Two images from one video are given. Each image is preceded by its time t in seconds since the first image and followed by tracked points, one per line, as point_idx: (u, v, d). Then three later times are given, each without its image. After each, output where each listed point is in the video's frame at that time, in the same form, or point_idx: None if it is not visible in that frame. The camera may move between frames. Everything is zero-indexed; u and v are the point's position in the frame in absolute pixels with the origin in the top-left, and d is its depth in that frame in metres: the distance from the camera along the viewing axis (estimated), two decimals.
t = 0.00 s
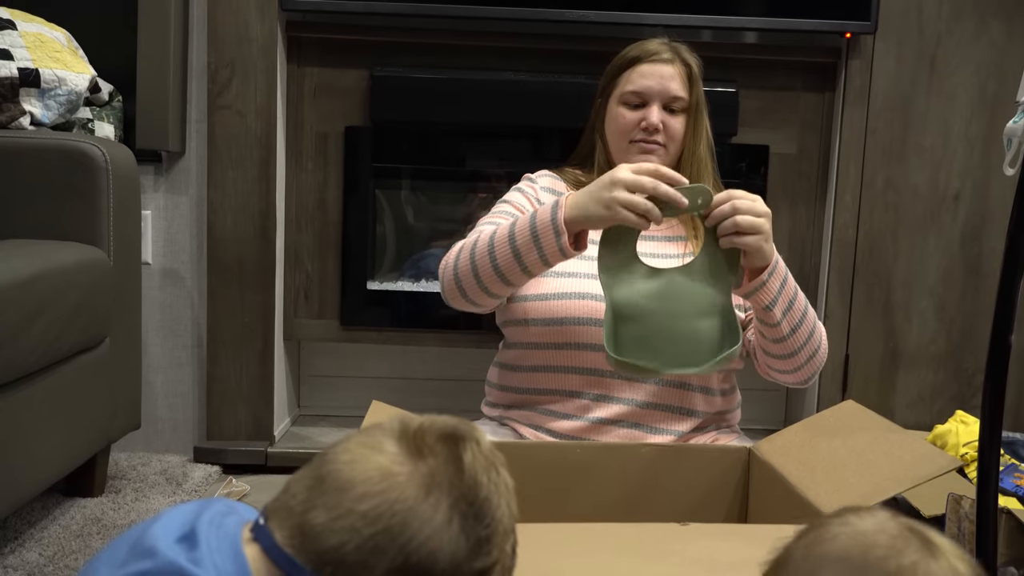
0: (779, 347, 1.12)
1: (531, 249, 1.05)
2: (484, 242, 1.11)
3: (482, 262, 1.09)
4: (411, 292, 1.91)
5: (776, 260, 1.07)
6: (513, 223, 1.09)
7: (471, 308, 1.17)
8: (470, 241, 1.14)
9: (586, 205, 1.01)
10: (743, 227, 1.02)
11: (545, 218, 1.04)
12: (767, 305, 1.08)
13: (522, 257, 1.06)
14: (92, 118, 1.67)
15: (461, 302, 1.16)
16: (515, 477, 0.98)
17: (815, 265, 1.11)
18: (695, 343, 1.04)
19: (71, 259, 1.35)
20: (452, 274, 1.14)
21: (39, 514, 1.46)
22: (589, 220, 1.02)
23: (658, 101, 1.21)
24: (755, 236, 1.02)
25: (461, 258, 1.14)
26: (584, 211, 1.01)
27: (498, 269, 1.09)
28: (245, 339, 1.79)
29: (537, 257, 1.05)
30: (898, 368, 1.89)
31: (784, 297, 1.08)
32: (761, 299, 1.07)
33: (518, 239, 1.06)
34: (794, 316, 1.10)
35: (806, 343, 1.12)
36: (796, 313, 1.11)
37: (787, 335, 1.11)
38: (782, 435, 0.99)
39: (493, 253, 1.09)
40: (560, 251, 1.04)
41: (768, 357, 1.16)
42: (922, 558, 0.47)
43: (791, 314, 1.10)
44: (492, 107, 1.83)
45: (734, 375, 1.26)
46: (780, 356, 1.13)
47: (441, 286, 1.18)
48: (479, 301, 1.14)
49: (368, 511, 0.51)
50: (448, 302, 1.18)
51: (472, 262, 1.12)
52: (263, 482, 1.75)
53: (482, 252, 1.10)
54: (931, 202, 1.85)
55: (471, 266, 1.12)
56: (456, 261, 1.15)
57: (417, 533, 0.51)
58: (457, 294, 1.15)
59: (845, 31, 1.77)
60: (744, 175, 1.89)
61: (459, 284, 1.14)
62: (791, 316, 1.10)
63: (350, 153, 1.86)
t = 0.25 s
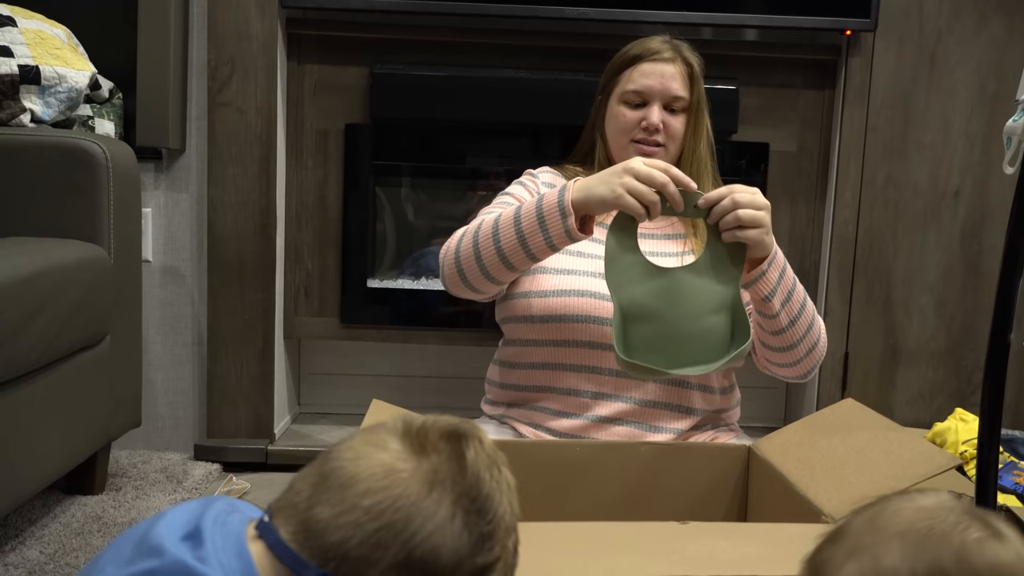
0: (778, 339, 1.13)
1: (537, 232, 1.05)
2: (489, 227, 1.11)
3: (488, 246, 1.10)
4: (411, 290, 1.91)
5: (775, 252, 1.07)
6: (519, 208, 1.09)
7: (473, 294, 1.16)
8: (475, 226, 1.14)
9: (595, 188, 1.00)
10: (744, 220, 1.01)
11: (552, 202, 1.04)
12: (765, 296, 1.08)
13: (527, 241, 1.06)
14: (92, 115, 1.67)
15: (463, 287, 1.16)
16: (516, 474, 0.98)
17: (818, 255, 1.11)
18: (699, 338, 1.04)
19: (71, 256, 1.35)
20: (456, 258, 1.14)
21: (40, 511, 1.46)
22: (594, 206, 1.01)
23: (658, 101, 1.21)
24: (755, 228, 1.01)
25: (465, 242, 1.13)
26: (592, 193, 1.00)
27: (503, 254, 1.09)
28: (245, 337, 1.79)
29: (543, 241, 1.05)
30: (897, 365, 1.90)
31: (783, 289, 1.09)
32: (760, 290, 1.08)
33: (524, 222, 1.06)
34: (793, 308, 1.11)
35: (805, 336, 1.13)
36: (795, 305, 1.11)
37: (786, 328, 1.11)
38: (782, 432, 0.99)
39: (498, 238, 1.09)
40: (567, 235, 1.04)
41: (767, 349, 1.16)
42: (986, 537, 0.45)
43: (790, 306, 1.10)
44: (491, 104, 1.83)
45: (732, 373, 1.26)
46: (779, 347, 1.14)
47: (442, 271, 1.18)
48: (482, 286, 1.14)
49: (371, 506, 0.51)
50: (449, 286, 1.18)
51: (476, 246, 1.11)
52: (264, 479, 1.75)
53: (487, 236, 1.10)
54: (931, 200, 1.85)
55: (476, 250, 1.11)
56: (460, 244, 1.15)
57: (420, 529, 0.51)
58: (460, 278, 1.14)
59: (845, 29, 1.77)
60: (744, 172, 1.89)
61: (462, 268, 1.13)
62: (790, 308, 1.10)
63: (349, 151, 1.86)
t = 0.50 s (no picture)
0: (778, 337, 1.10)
1: (543, 232, 1.06)
2: (493, 228, 1.11)
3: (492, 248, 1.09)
4: (412, 290, 1.91)
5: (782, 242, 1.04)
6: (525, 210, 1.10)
7: (472, 297, 1.16)
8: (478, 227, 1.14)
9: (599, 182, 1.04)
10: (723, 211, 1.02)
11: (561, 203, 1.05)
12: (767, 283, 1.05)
13: (533, 240, 1.06)
14: (94, 115, 1.68)
15: (463, 289, 1.15)
16: (517, 475, 0.98)
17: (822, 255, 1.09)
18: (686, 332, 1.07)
19: (72, 256, 1.35)
20: (457, 258, 1.14)
21: (40, 510, 1.47)
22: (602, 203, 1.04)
23: (660, 107, 1.22)
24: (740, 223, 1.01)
25: (467, 243, 1.13)
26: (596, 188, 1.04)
27: (506, 255, 1.09)
28: (246, 337, 1.79)
29: (549, 242, 1.05)
30: (897, 367, 1.90)
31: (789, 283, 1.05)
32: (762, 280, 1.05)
33: (530, 224, 1.07)
34: (798, 306, 1.07)
35: (805, 339, 1.09)
36: (800, 305, 1.08)
37: (789, 325, 1.08)
38: (782, 433, 0.99)
39: (502, 239, 1.09)
40: (574, 233, 1.05)
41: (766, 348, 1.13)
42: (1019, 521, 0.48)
43: (795, 302, 1.07)
44: (492, 105, 1.83)
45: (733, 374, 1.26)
46: (777, 347, 1.11)
47: (441, 272, 1.17)
48: (482, 288, 1.13)
49: (374, 505, 0.52)
50: (447, 287, 1.17)
51: (479, 247, 1.11)
52: (264, 479, 1.76)
53: (490, 237, 1.10)
54: (931, 202, 1.85)
55: (479, 251, 1.11)
56: (462, 246, 1.14)
57: (423, 528, 0.52)
58: (460, 279, 1.14)
59: (846, 30, 1.77)
60: (745, 173, 1.89)
61: (463, 269, 1.13)
62: (794, 305, 1.07)
63: (350, 151, 1.86)
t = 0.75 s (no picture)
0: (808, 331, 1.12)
1: (536, 253, 1.16)
2: (486, 240, 1.18)
3: (483, 261, 1.17)
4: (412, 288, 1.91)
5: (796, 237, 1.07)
6: (516, 227, 1.19)
7: (452, 305, 1.23)
8: (466, 236, 1.20)
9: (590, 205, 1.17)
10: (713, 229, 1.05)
11: (555, 227, 1.16)
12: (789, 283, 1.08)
13: (524, 260, 1.16)
14: (93, 113, 1.67)
15: (445, 295, 1.22)
16: (516, 473, 0.98)
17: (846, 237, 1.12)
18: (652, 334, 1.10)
19: (72, 255, 1.35)
20: (445, 265, 1.20)
21: (40, 508, 1.47)
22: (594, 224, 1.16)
23: (658, 124, 1.21)
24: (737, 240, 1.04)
25: (455, 251, 1.19)
26: (587, 211, 1.16)
27: (497, 270, 1.17)
28: (246, 336, 1.79)
29: (540, 265, 1.16)
30: (897, 365, 1.90)
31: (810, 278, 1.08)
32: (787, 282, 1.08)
33: (524, 244, 1.16)
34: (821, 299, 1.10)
35: (833, 328, 1.12)
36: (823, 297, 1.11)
37: (818, 319, 1.10)
38: (782, 431, 0.98)
39: (495, 253, 1.17)
40: (564, 259, 1.17)
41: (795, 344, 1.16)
42: (989, 517, 0.51)
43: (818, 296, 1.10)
44: (492, 103, 1.83)
45: (734, 370, 1.26)
46: (808, 341, 1.13)
47: (423, 274, 1.23)
48: (466, 297, 1.21)
49: (370, 504, 0.52)
50: (424, 291, 1.23)
51: (470, 257, 1.18)
52: (264, 477, 1.76)
53: (483, 250, 1.17)
54: (931, 200, 1.85)
55: (470, 261, 1.18)
56: (449, 253, 1.20)
57: (420, 527, 0.51)
58: (445, 286, 1.20)
59: (847, 28, 1.77)
60: (744, 171, 1.89)
61: (450, 276, 1.19)
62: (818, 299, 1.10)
63: (349, 149, 1.86)
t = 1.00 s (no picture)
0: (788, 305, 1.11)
1: (534, 257, 1.18)
2: (484, 247, 1.18)
3: (482, 266, 1.18)
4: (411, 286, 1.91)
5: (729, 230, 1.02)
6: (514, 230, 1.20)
7: (451, 307, 1.24)
8: (465, 240, 1.20)
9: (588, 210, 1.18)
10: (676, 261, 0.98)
11: (553, 230, 1.17)
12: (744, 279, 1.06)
13: (523, 264, 1.18)
14: (93, 111, 1.67)
15: (444, 299, 1.23)
16: (514, 471, 0.98)
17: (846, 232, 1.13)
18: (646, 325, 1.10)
19: (72, 252, 1.35)
20: (444, 271, 1.21)
21: (39, 506, 1.46)
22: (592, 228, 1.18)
23: (654, 132, 1.20)
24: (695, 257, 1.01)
25: (455, 257, 1.20)
26: (586, 217, 1.17)
27: (496, 276, 1.18)
28: (245, 333, 1.79)
29: (537, 267, 1.18)
30: (897, 364, 1.90)
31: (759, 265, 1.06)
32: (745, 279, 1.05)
33: (522, 248, 1.18)
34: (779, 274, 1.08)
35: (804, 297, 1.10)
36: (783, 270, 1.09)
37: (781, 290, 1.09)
38: (781, 430, 0.99)
39: (493, 260, 1.18)
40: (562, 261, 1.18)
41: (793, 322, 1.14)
42: (964, 525, 0.57)
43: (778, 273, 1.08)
44: (493, 101, 1.83)
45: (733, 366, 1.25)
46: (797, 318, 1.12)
47: (423, 278, 1.24)
48: (465, 301, 1.22)
49: (364, 503, 0.52)
50: (424, 294, 1.24)
51: (469, 264, 1.19)
52: (263, 475, 1.76)
53: (482, 257, 1.18)
54: (931, 198, 1.85)
55: (469, 268, 1.19)
56: (449, 259, 1.21)
57: (413, 526, 0.51)
58: (445, 290, 1.22)
59: (847, 27, 1.77)
60: (744, 170, 1.89)
61: (451, 282, 1.21)
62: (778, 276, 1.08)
63: (349, 147, 1.86)
